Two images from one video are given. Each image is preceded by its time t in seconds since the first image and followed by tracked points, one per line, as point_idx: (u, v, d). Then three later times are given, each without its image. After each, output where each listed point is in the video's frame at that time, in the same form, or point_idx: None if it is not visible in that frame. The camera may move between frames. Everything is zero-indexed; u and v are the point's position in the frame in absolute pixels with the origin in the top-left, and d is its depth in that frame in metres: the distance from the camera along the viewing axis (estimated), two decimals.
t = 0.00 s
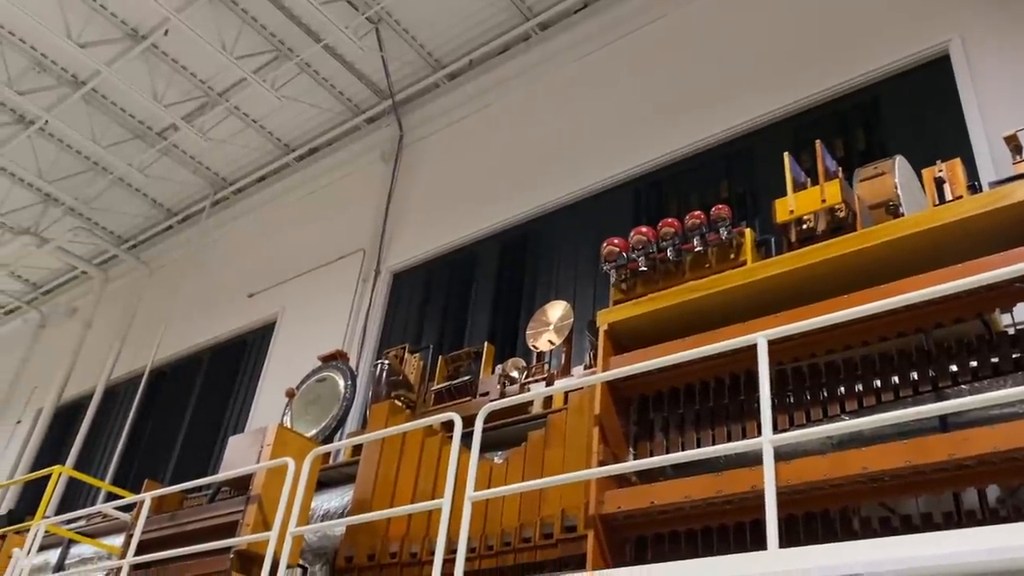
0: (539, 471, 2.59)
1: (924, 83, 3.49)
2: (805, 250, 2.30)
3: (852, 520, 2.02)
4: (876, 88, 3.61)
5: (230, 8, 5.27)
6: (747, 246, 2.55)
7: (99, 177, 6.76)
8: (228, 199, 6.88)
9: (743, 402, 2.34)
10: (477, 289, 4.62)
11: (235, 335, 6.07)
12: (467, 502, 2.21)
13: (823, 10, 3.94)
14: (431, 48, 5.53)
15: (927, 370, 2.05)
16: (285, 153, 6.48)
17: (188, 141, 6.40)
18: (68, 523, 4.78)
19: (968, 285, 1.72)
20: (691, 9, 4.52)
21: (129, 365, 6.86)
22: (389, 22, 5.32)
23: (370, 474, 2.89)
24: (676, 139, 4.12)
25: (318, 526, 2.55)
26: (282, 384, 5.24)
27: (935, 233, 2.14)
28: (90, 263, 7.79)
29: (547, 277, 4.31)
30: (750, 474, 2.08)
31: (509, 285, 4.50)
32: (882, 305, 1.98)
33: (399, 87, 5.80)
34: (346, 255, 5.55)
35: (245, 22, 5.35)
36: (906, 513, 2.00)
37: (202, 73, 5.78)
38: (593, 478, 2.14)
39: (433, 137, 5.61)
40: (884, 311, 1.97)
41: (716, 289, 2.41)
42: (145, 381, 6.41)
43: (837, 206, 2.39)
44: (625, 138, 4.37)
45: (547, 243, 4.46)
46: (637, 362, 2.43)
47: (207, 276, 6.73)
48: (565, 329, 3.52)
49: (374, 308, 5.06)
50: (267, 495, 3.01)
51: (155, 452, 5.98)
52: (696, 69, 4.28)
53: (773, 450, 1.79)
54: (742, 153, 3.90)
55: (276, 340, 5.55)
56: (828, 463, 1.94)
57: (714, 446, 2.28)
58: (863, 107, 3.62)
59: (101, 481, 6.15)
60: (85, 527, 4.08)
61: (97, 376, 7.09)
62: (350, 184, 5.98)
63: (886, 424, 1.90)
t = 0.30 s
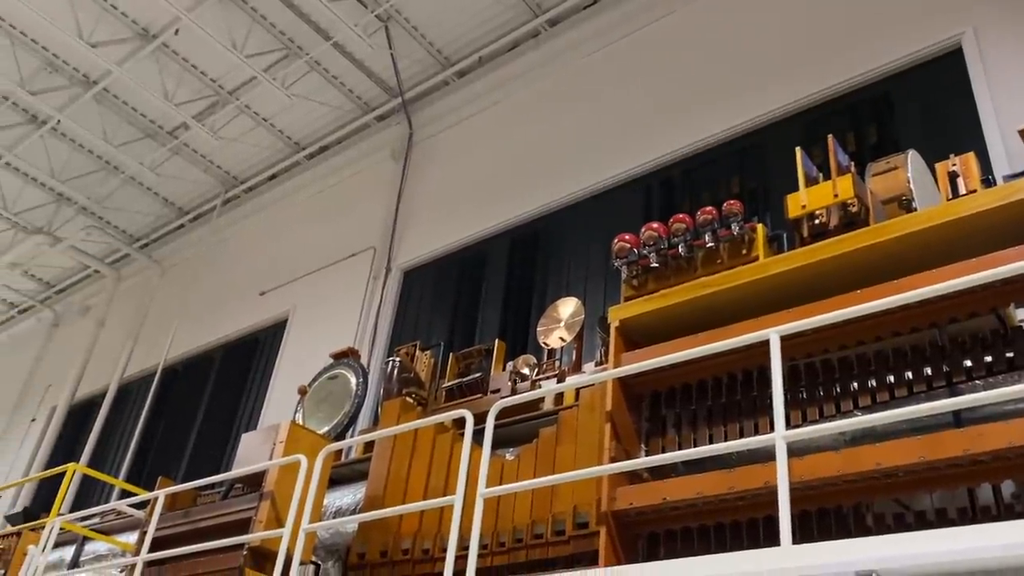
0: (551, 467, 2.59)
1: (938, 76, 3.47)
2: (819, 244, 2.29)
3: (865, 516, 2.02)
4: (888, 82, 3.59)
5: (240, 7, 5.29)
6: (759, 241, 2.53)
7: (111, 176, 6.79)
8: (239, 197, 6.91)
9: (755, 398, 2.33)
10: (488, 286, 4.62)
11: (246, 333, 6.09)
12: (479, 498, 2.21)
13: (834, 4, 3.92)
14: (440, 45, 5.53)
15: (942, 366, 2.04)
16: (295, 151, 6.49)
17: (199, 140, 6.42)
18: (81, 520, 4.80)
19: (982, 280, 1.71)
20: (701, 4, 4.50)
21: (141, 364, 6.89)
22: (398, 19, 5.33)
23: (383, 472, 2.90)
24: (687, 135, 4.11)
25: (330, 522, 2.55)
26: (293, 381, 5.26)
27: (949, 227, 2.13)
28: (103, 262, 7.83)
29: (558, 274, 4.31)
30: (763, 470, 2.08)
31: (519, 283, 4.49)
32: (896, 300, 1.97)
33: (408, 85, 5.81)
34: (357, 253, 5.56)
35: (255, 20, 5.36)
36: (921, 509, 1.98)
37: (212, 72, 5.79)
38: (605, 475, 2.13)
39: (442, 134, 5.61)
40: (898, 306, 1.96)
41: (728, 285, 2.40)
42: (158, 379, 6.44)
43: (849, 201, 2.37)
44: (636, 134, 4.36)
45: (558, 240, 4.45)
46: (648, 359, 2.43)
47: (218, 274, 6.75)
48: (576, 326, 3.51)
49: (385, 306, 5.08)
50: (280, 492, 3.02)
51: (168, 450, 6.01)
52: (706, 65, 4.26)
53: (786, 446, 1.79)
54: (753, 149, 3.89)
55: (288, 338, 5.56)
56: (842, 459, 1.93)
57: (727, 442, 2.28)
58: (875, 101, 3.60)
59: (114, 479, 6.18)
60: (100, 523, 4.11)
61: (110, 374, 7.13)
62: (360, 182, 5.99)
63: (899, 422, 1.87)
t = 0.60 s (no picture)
0: (562, 464, 2.59)
1: (950, 70, 3.45)
2: (831, 239, 2.28)
3: (878, 512, 2.01)
4: (899, 76, 3.58)
5: (250, 6, 5.29)
6: (770, 237, 2.53)
7: (122, 175, 6.82)
8: (250, 196, 6.93)
9: (767, 393, 2.32)
10: (499, 283, 4.62)
11: (257, 331, 6.11)
12: (490, 495, 2.21)
13: None
14: (449, 43, 5.53)
15: (955, 361, 2.03)
16: (305, 149, 6.51)
17: (209, 138, 6.43)
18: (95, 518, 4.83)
19: (996, 275, 1.70)
20: None
21: (153, 362, 6.92)
22: (406, 17, 5.33)
23: (394, 469, 2.92)
24: (697, 131, 4.10)
25: (342, 519, 2.54)
26: (304, 379, 5.27)
27: (962, 222, 2.12)
28: (114, 261, 7.87)
29: (569, 270, 4.30)
30: (775, 467, 2.07)
31: (529, 282, 4.49)
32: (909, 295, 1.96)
33: (417, 83, 5.81)
34: (367, 251, 5.57)
35: (265, 19, 5.37)
36: (935, 505, 1.97)
37: (222, 71, 5.81)
38: (617, 472, 2.11)
39: (451, 131, 5.62)
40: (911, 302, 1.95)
41: (739, 281, 2.39)
42: (170, 377, 6.47)
43: (861, 196, 2.36)
44: (645, 130, 4.36)
45: (568, 237, 4.45)
46: (659, 355, 2.42)
47: (229, 272, 6.77)
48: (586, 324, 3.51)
49: (395, 303, 5.09)
50: (292, 489, 3.03)
51: (180, 448, 6.03)
52: (716, 61, 4.25)
53: (798, 442, 1.78)
54: (763, 144, 3.87)
55: (299, 335, 5.57)
56: (854, 455, 1.93)
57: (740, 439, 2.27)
58: (886, 95, 3.59)
59: (127, 477, 6.21)
60: (113, 521, 4.13)
61: (122, 373, 7.16)
62: (370, 179, 6.00)
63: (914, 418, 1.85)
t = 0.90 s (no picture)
0: (573, 460, 2.59)
1: (962, 64, 3.43)
2: (842, 235, 2.27)
3: (891, 508, 2.00)
4: (911, 71, 3.56)
5: (259, 4, 5.31)
6: (781, 233, 2.52)
7: (133, 174, 6.85)
8: (260, 194, 6.95)
9: (779, 389, 2.31)
10: (508, 280, 4.62)
11: (268, 329, 6.12)
12: (502, 492, 2.21)
13: None
14: (458, 40, 5.53)
15: (969, 357, 2.02)
16: (315, 147, 6.52)
17: (219, 137, 6.45)
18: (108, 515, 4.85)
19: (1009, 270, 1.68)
20: None
21: (164, 360, 6.95)
22: (415, 14, 5.33)
23: (406, 464, 2.91)
24: (707, 127, 4.09)
25: (353, 516, 2.54)
26: (315, 377, 5.29)
27: (974, 217, 2.11)
28: (125, 260, 7.91)
29: (578, 267, 4.30)
30: (787, 463, 2.07)
31: (538, 279, 4.48)
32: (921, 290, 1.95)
33: (426, 80, 5.82)
34: (377, 248, 5.58)
35: (274, 18, 5.38)
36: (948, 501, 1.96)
37: (232, 69, 5.83)
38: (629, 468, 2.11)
39: (460, 128, 5.61)
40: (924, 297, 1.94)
41: (750, 277, 2.39)
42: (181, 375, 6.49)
43: (873, 190, 2.35)
44: (655, 126, 4.35)
45: (577, 233, 4.44)
46: (671, 351, 2.42)
47: (240, 270, 6.80)
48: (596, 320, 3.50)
49: (404, 300, 5.10)
50: (304, 486, 3.04)
51: (191, 446, 6.06)
52: (725, 57, 4.24)
53: (810, 438, 1.77)
54: (773, 139, 3.86)
55: (309, 333, 5.59)
56: (867, 451, 1.92)
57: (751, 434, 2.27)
58: (897, 90, 3.57)
59: (140, 474, 6.24)
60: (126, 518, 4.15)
61: (134, 371, 7.20)
62: (380, 177, 6.01)
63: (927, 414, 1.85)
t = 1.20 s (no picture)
0: (583, 457, 2.59)
1: (974, 58, 3.41)
2: (853, 230, 2.26)
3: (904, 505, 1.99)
4: (922, 66, 3.54)
5: (268, 3, 5.31)
6: (792, 228, 2.50)
7: (143, 173, 6.87)
8: (269, 192, 6.96)
9: (790, 385, 2.31)
10: (518, 276, 4.62)
11: (278, 327, 6.14)
12: (513, 489, 2.21)
13: None
14: (466, 37, 5.53)
15: (982, 352, 2.01)
16: (324, 145, 6.53)
17: (228, 135, 6.47)
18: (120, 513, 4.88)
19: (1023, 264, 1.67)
20: None
21: (175, 357, 6.98)
22: (424, 11, 5.33)
23: (416, 461, 2.89)
24: (717, 123, 4.08)
25: (365, 513, 2.51)
26: (325, 374, 5.30)
27: (987, 211, 2.09)
28: (136, 258, 7.94)
29: (588, 264, 4.29)
30: (798, 459, 2.06)
31: (548, 276, 4.48)
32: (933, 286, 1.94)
33: (435, 78, 5.82)
34: (386, 246, 5.58)
35: (283, 16, 5.38)
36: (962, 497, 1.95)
37: (242, 67, 5.84)
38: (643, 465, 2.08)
39: (469, 125, 5.61)
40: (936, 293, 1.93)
41: (761, 273, 2.38)
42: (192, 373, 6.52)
43: (885, 185, 2.34)
44: (664, 122, 4.34)
45: (587, 230, 4.44)
46: (682, 347, 2.41)
47: (249, 269, 6.82)
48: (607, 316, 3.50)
49: (414, 298, 5.10)
50: (315, 483, 3.04)
51: (202, 443, 6.08)
52: (735, 52, 4.23)
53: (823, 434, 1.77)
54: (783, 134, 3.84)
55: (319, 331, 5.60)
56: (879, 447, 1.91)
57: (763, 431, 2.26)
58: (908, 84, 3.55)
59: (152, 472, 6.27)
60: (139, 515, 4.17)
61: (145, 369, 7.22)
62: (389, 174, 6.01)
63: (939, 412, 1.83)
